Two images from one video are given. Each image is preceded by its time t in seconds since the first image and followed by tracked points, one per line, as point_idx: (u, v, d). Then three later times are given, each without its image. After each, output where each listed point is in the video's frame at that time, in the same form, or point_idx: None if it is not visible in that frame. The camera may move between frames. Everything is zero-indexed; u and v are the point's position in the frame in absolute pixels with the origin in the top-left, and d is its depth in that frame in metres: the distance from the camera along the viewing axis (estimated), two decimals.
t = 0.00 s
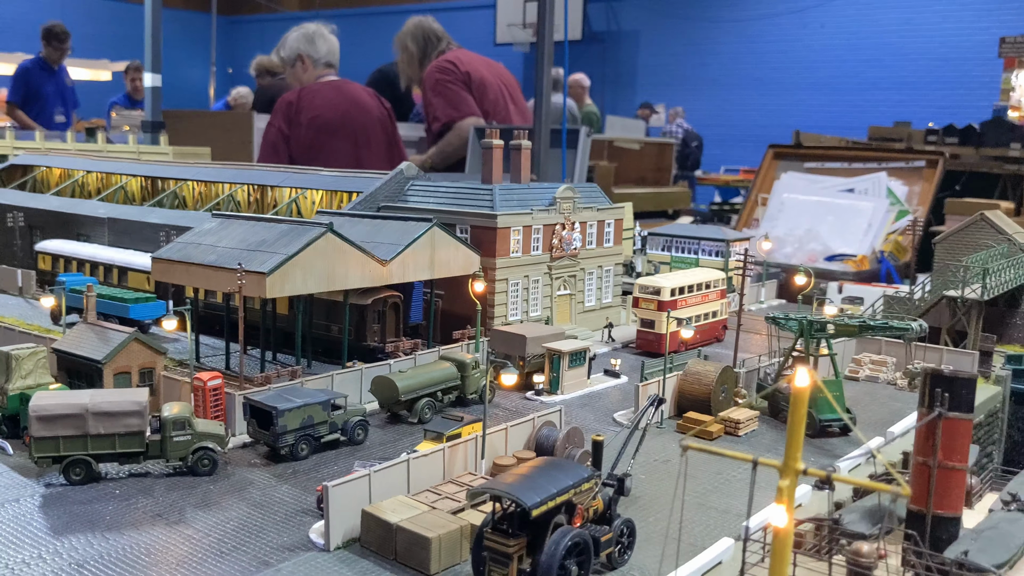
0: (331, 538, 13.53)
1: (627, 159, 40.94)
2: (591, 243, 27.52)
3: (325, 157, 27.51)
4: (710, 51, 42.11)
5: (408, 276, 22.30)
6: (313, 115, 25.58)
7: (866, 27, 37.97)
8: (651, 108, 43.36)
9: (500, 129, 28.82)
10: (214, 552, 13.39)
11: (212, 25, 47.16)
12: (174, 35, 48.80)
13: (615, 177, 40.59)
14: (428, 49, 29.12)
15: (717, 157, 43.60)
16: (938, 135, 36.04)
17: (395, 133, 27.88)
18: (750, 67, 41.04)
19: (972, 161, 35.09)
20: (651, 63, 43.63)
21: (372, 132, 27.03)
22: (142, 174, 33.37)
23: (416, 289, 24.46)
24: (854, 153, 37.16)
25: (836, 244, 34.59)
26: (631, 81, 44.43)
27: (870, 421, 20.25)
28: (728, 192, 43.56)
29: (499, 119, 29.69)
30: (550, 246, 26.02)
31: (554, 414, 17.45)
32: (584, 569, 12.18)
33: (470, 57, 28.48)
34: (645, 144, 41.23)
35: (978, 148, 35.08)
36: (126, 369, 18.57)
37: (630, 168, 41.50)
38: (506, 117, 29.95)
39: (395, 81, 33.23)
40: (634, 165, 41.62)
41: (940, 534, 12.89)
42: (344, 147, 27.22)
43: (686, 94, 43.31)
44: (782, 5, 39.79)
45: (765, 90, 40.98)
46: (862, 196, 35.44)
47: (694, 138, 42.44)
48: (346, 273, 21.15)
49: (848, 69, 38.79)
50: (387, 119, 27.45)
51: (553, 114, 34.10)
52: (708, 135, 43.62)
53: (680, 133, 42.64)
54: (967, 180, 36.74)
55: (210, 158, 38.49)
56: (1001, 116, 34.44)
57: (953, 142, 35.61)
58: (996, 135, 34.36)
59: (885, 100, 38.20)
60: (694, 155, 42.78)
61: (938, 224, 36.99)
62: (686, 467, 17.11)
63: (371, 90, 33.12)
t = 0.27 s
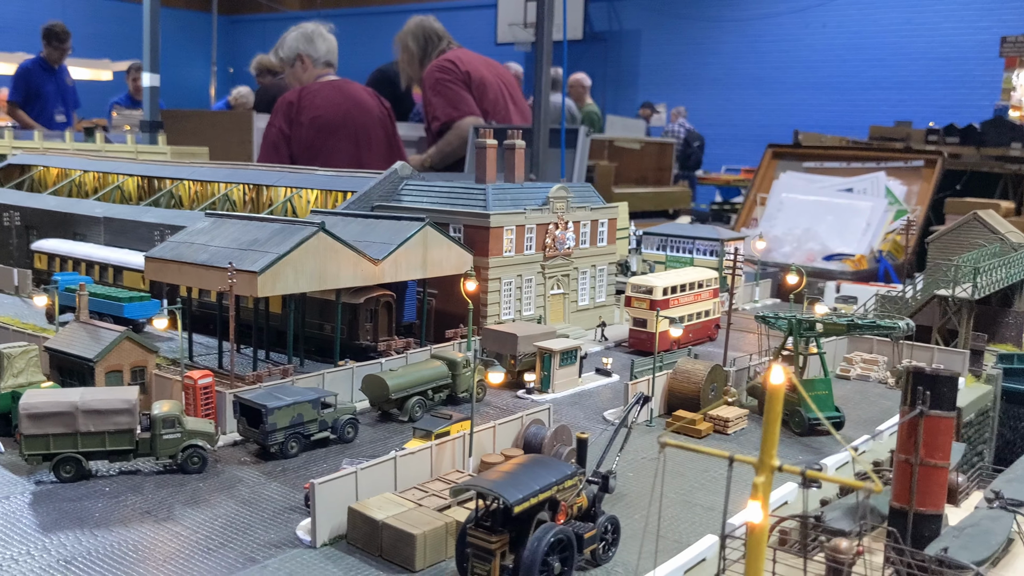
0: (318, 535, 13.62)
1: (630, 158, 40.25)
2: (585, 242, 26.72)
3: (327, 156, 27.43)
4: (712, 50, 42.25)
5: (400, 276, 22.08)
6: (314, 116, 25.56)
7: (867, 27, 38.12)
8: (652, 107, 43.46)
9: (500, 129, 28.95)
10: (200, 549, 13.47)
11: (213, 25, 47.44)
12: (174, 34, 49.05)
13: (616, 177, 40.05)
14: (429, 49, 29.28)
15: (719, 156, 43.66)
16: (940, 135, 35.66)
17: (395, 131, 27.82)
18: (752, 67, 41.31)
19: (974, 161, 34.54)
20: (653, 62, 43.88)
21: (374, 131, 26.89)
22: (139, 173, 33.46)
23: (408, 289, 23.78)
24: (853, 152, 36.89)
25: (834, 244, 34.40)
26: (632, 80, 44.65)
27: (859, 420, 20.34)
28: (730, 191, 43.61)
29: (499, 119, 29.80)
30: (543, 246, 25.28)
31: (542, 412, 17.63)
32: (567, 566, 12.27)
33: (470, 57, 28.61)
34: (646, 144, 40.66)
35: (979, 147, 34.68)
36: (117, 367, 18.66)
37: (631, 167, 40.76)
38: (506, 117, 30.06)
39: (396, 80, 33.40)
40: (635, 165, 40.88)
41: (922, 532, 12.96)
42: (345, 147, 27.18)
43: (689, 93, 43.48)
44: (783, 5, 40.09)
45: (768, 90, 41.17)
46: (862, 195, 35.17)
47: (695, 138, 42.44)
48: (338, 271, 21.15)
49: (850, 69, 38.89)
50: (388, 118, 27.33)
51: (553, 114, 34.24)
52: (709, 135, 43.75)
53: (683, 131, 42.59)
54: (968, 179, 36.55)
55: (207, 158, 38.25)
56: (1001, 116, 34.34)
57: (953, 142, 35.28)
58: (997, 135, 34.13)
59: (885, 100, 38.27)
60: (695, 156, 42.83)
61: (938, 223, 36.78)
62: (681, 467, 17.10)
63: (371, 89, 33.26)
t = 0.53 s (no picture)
0: (302, 539, 13.76)
1: (627, 158, 40.68)
2: (576, 245, 26.38)
3: (326, 157, 27.41)
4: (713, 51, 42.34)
5: (391, 280, 22.03)
6: (314, 116, 25.54)
7: (867, 27, 38.20)
8: (652, 107, 43.54)
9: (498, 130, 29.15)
10: (186, 553, 13.60)
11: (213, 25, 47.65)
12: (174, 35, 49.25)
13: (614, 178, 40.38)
14: (431, 49, 29.24)
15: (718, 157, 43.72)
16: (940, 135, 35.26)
17: (394, 132, 27.75)
18: (753, 67, 41.36)
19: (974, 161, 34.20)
20: (654, 63, 43.98)
21: (373, 132, 26.84)
22: (134, 176, 33.59)
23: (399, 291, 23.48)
24: (852, 153, 36.70)
25: (832, 245, 34.35)
26: (632, 80, 44.79)
27: (846, 424, 20.47)
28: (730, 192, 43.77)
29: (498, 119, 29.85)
30: (535, 249, 24.93)
31: (529, 415, 17.74)
32: (548, 570, 12.40)
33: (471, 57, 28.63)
34: (645, 144, 41.04)
35: (979, 148, 34.17)
36: (108, 371, 18.80)
37: (629, 168, 41.36)
38: (505, 117, 30.21)
39: (396, 81, 33.46)
40: (634, 166, 41.48)
41: (900, 536, 13.08)
42: (344, 148, 27.08)
43: (690, 94, 43.54)
44: (783, 5, 40.11)
45: (768, 90, 41.23)
46: (859, 197, 35.11)
47: (694, 137, 42.22)
48: (329, 275, 21.22)
49: (850, 70, 38.96)
50: (387, 118, 27.31)
51: (552, 115, 34.42)
52: (709, 135, 43.76)
53: (682, 132, 42.43)
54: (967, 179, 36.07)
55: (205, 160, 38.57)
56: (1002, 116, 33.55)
57: (953, 142, 34.73)
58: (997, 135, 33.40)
59: (886, 101, 38.30)
60: (695, 156, 42.62)
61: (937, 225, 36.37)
62: (673, 474, 17.11)
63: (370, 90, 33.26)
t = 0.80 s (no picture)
0: (287, 538, 13.98)
1: (628, 159, 40.75)
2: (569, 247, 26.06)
3: (328, 158, 27.32)
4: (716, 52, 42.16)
5: (382, 281, 22.11)
6: (316, 116, 25.45)
7: (867, 27, 38.29)
8: (655, 107, 43.65)
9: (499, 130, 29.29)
10: (171, 552, 13.79)
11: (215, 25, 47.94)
12: (176, 34, 49.53)
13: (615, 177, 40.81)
14: (434, 49, 29.57)
15: (719, 157, 43.67)
16: (941, 135, 35.08)
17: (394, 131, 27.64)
18: (754, 66, 41.42)
19: (975, 161, 34.18)
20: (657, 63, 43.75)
21: (374, 132, 26.77)
22: (132, 177, 33.74)
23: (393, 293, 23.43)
24: (851, 154, 36.51)
25: (831, 246, 34.52)
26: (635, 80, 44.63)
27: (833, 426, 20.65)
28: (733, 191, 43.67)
29: (499, 121, 30.03)
30: (526, 251, 24.70)
31: (515, 417, 17.99)
32: (526, 569, 12.60)
33: (474, 58, 28.90)
34: (646, 145, 41.16)
35: (981, 148, 34.21)
36: (100, 372, 18.98)
37: (630, 168, 41.34)
38: (507, 118, 30.50)
39: (398, 82, 33.45)
40: (635, 166, 41.54)
41: (875, 536, 13.26)
42: (346, 147, 26.94)
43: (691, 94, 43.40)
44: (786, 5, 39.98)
45: (768, 90, 41.31)
46: (857, 196, 35.24)
47: (696, 137, 42.71)
48: (320, 277, 21.34)
49: (851, 70, 39.02)
50: (387, 118, 27.24)
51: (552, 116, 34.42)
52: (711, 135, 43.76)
53: (684, 132, 42.82)
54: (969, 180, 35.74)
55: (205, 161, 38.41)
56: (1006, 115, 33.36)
57: (955, 142, 34.72)
58: (999, 136, 33.29)
59: (886, 100, 38.33)
60: (696, 155, 43.23)
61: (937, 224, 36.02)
62: (664, 478, 17.18)
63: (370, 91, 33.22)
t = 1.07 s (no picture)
0: (269, 537, 14.22)
1: (630, 158, 39.89)
2: (561, 249, 25.86)
3: (327, 162, 26.21)
4: (715, 52, 42.55)
5: (372, 284, 22.19)
6: (318, 118, 24.42)
7: (869, 27, 38.45)
8: (657, 107, 43.49)
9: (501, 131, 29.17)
10: (155, 551, 14.02)
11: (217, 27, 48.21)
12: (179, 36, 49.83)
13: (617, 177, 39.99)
14: (437, 51, 29.73)
15: (722, 157, 43.67)
16: (943, 137, 35.06)
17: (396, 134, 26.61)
18: (755, 67, 41.59)
19: (978, 162, 33.83)
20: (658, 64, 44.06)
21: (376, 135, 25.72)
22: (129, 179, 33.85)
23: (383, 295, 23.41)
24: (851, 155, 36.25)
25: (829, 247, 34.13)
26: (637, 81, 44.76)
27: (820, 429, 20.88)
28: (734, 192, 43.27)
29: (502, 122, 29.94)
30: (517, 253, 24.49)
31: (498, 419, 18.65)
32: (502, 569, 12.78)
33: (476, 59, 28.84)
34: (648, 145, 40.41)
35: (984, 149, 33.89)
36: (90, 374, 19.21)
37: (632, 168, 40.39)
38: (508, 119, 30.34)
39: (400, 82, 33.53)
40: (636, 166, 40.55)
41: (848, 536, 13.45)
42: (348, 151, 25.81)
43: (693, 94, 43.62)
44: (786, 5, 40.36)
45: (769, 91, 41.46)
46: (856, 198, 34.91)
47: (699, 138, 42.63)
48: (310, 280, 21.43)
49: (854, 71, 39.10)
50: (389, 121, 26.19)
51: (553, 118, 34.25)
52: (713, 135, 43.81)
53: (687, 133, 42.63)
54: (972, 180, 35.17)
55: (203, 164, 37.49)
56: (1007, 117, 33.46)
57: (958, 144, 34.64)
58: (1001, 137, 33.26)
59: (889, 101, 38.41)
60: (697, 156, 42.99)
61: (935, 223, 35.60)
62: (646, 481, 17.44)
63: (372, 92, 33.20)
